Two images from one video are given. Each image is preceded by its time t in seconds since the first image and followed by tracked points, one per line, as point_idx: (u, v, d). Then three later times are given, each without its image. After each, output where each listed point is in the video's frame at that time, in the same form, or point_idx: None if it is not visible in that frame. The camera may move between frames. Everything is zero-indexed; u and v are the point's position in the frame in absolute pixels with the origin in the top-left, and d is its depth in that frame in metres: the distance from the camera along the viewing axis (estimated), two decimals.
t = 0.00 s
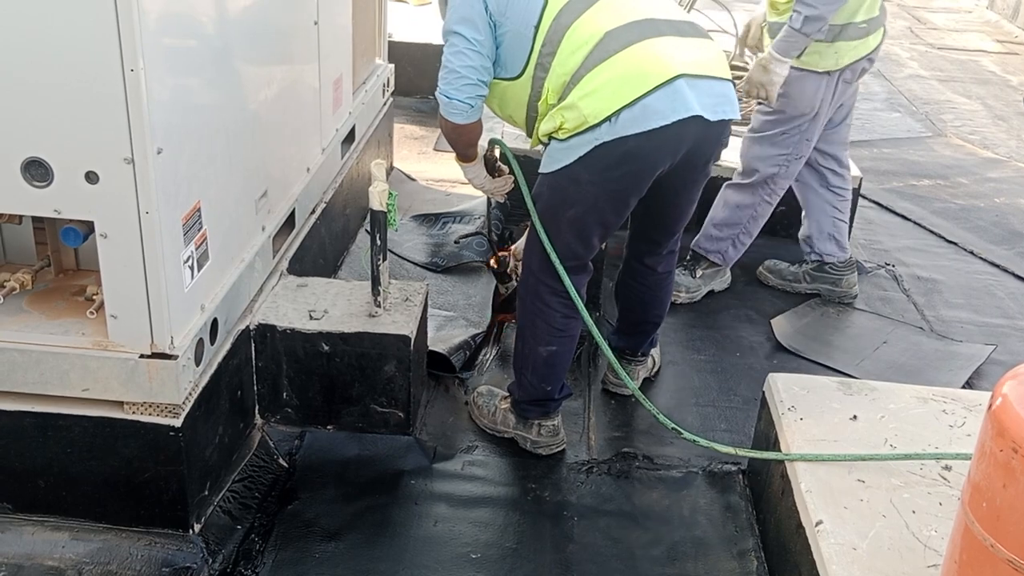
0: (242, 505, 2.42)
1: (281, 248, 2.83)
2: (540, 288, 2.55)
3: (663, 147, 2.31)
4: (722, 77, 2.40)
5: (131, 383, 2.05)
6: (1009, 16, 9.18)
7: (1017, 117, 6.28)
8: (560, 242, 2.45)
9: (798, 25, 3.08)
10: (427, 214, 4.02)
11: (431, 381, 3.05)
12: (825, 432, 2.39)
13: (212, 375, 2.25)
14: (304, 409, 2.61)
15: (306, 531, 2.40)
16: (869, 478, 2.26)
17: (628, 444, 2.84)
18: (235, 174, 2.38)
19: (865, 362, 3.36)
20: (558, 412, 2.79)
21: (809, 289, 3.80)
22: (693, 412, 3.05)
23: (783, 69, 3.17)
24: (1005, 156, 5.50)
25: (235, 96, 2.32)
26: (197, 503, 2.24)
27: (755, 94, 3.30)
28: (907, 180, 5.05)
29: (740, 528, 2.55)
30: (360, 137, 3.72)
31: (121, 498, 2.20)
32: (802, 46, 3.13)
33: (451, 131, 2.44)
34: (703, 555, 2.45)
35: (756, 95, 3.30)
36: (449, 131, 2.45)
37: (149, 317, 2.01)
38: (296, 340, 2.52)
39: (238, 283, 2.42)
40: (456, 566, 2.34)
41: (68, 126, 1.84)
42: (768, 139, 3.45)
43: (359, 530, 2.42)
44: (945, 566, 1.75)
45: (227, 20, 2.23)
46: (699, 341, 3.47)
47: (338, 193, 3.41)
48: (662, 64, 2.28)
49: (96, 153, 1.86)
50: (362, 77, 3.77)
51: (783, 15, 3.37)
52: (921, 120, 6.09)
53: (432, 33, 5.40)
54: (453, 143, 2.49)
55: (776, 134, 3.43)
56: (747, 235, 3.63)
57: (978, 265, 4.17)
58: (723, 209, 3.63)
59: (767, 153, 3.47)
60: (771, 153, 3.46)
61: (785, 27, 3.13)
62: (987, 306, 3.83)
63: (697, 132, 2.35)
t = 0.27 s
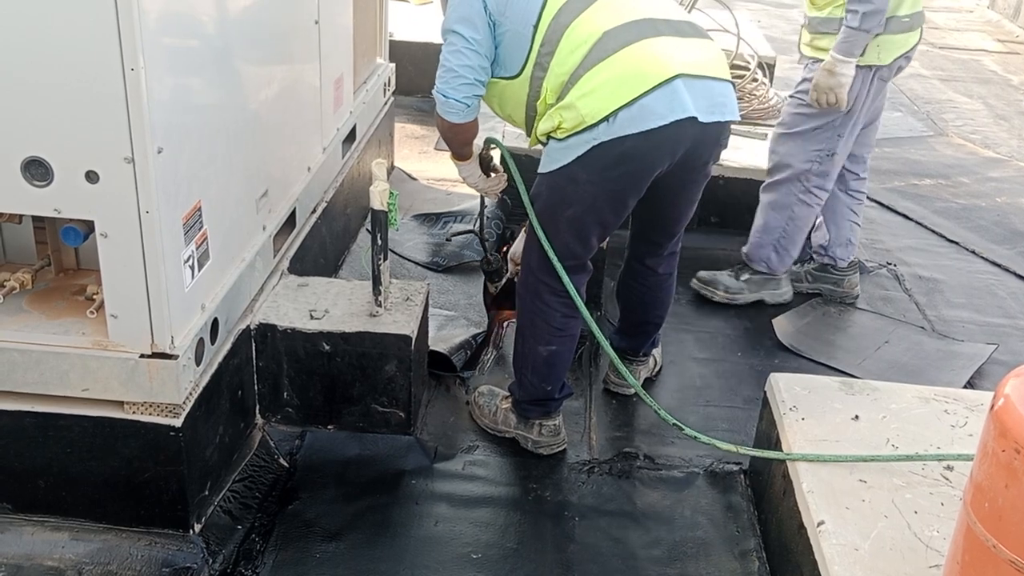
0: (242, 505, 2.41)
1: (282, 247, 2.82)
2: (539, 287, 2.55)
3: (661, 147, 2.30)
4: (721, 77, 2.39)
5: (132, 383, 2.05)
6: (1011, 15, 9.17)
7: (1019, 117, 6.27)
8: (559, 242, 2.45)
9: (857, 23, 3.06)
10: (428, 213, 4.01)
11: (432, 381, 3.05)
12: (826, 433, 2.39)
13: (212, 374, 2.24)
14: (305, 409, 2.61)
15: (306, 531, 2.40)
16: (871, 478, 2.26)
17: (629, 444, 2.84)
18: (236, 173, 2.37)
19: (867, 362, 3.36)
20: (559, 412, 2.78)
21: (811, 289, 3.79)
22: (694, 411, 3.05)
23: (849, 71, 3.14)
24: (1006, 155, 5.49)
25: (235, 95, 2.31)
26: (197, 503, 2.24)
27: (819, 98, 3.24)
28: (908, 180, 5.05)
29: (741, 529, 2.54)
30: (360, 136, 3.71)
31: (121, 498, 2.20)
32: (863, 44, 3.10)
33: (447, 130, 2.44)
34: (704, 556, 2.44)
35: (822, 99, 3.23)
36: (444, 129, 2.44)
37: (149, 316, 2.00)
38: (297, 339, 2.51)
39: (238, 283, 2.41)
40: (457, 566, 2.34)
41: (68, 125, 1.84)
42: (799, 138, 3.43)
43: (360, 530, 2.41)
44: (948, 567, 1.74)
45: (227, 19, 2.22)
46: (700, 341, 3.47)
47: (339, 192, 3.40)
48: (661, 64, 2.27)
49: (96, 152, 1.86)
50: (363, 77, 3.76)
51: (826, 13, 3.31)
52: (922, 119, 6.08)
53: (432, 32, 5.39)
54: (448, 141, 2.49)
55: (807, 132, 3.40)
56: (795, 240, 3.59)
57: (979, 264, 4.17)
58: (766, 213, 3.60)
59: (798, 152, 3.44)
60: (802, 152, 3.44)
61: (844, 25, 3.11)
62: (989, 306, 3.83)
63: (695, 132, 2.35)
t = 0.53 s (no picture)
0: (242, 505, 2.41)
1: (282, 247, 2.82)
2: (537, 288, 2.55)
3: (658, 148, 2.30)
4: (717, 78, 2.39)
5: (132, 383, 2.05)
6: (1011, 16, 9.17)
7: (1018, 117, 6.27)
8: (556, 243, 2.45)
9: (878, 16, 3.01)
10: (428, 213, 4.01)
11: (431, 381, 3.05)
12: (826, 433, 2.39)
13: (212, 374, 2.24)
14: (304, 409, 2.61)
15: (306, 531, 2.40)
16: (871, 478, 2.26)
17: (629, 444, 2.84)
18: (235, 173, 2.37)
19: (867, 363, 3.36)
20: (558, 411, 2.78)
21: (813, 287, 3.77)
22: (694, 411, 3.05)
23: (865, 65, 3.10)
24: (1006, 155, 5.49)
25: (235, 95, 2.31)
26: (197, 503, 2.24)
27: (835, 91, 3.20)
28: (908, 180, 5.05)
29: (741, 529, 2.54)
30: (360, 136, 3.71)
31: (121, 498, 2.20)
32: (882, 39, 3.05)
33: (443, 127, 2.45)
34: (704, 556, 2.44)
35: (839, 92, 3.19)
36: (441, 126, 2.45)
37: (149, 316, 2.00)
38: (296, 339, 2.51)
39: (238, 283, 2.42)
40: (457, 566, 2.34)
41: (68, 125, 1.84)
42: (823, 139, 3.40)
43: (359, 530, 2.41)
44: (948, 567, 1.74)
45: (227, 19, 2.22)
46: (699, 341, 3.47)
47: (339, 192, 3.40)
48: (657, 64, 2.27)
49: (96, 152, 1.86)
50: (362, 77, 3.76)
51: (853, 14, 3.30)
52: (921, 119, 6.08)
53: (432, 32, 5.39)
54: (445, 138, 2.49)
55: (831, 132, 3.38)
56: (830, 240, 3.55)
57: (979, 264, 4.17)
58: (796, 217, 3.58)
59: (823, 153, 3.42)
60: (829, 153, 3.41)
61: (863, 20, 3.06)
62: (989, 306, 3.83)
63: (692, 133, 2.35)
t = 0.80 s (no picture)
0: (242, 506, 2.41)
1: (282, 248, 2.83)
2: (538, 291, 2.55)
3: (658, 150, 2.30)
4: (717, 78, 2.40)
5: (131, 383, 2.05)
6: (1010, 16, 9.18)
7: (1018, 118, 6.28)
8: (556, 246, 2.45)
9: (898, 19, 3.10)
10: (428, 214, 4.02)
11: (431, 381, 3.05)
12: (825, 433, 2.39)
13: (212, 375, 2.25)
14: (304, 410, 2.61)
15: (305, 531, 2.40)
16: (870, 479, 2.26)
17: (629, 444, 2.84)
18: (235, 174, 2.38)
19: (866, 363, 3.36)
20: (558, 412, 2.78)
21: (811, 287, 3.78)
22: (693, 412, 3.05)
23: (880, 65, 3.21)
24: (1005, 156, 5.49)
25: (235, 96, 2.32)
26: (197, 503, 2.24)
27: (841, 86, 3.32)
28: (907, 180, 5.05)
29: (740, 529, 2.54)
30: (360, 137, 3.71)
31: (120, 498, 2.20)
32: (899, 40, 3.16)
33: (441, 131, 2.44)
34: (703, 556, 2.45)
35: (846, 89, 3.31)
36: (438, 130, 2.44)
37: (149, 317, 2.01)
38: (296, 341, 2.52)
39: (238, 283, 2.42)
40: (456, 566, 2.34)
41: (68, 125, 1.84)
42: (827, 125, 3.51)
43: (359, 530, 2.41)
44: (946, 567, 1.74)
45: (227, 19, 2.22)
46: (699, 341, 3.47)
47: (338, 193, 3.40)
48: (656, 66, 2.27)
49: (96, 153, 1.86)
50: (362, 77, 3.77)
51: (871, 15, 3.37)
52: (921, 120, 6.08)
53: (431, 32, 5.39)
54: (443, 142, 2.48)
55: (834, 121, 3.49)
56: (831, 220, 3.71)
57: (978, 265, 4.17)
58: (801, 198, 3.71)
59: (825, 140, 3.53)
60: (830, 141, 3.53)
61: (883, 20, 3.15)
62: (988, 307, 3.83)
63: (693, 134, 2.35)
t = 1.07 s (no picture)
0: (241, 506, 2.41)
1: (281, 248, 2.83)
2: (537, 293, 2.55)
3: (658, 152, 2.31)
4: (715, 79, 2.40)
5: (131, 384, 2.05)
6: (1010, 17, 9.18)
7: (1017, 118, 6.28)
8: (556, 248, 2.45)
9: (931, 32, 3.04)
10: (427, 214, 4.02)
11: (431, 382, 3.05)
12: (823, 434, 2.39)
13: (211, 375, 2.25)
14: (303, 410, 2.61)
15: (305, 532, 2.40)
16: (868, 479, 2.26)
17: (628, 444, 2.85)
18: (235, 174, 2.38)
19: (866, 364, 3.36)
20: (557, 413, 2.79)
21: (808, 291, 3.80)
22: (692, 413, 3.05)
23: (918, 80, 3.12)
24: (1005, 157, 5.49)
25: (234, 96, 2.32)
26: (196, 504, 2.24)
27: (879, 107, 3.21)
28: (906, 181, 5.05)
29: (740, 530, 2.55)
30: (359, 137, 3.71)
31: (120, 498, 2.20)
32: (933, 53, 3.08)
33: (445, 127, 2.42)
34: (702, 556, 2.45)
35: (885, 109, 3.20)
36: (444, 125, 2.43)
37: (148, 317, 2.01)
38: (295, 341, 2.52)
39: (237, 283, 2.42)
40: (455, 567, 2.34)
41: (68, 125, 1.84)
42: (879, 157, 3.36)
43: (358, 531, 2.42)
44: (945, 568, 1.74)
45: (226, 19, 2.23)
46: (698, 342, 3.47)
47: (338, 194, 3.40)
48: (656, 69, 2.28)
49: (95, 153, 1.86)
50: (362, 78, 3.77)
51: (894, 24, 3.25)
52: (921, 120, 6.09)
53: (431, 33, 5.40)
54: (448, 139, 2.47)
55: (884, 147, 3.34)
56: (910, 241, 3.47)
57: (978, 266, 4.17)
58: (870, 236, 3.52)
59: (882, 170, 3.37)
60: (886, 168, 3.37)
61: (914, 34, 3.08)
62: (988, 307, 3.83)
63: (692, 136, 2.35)
